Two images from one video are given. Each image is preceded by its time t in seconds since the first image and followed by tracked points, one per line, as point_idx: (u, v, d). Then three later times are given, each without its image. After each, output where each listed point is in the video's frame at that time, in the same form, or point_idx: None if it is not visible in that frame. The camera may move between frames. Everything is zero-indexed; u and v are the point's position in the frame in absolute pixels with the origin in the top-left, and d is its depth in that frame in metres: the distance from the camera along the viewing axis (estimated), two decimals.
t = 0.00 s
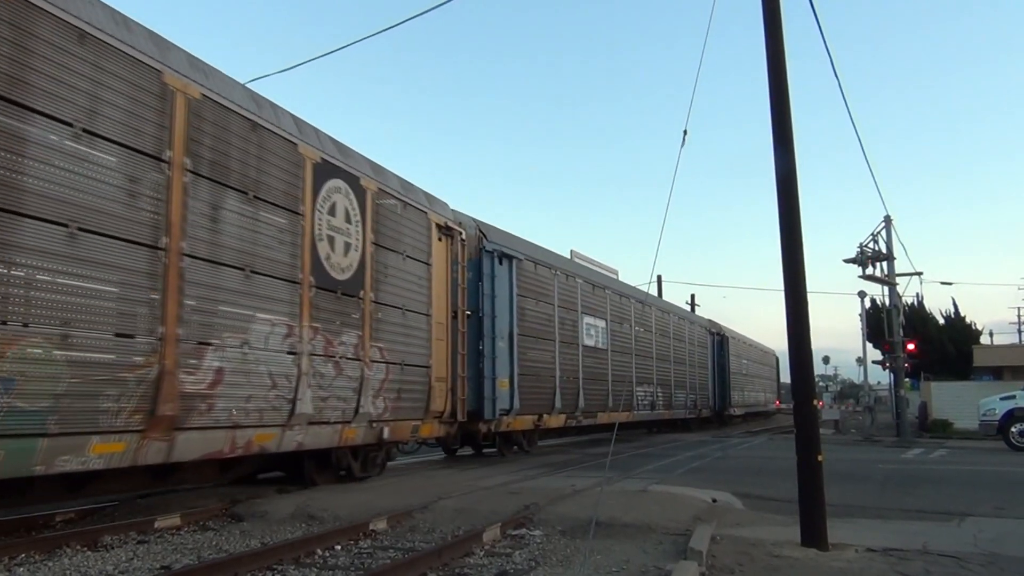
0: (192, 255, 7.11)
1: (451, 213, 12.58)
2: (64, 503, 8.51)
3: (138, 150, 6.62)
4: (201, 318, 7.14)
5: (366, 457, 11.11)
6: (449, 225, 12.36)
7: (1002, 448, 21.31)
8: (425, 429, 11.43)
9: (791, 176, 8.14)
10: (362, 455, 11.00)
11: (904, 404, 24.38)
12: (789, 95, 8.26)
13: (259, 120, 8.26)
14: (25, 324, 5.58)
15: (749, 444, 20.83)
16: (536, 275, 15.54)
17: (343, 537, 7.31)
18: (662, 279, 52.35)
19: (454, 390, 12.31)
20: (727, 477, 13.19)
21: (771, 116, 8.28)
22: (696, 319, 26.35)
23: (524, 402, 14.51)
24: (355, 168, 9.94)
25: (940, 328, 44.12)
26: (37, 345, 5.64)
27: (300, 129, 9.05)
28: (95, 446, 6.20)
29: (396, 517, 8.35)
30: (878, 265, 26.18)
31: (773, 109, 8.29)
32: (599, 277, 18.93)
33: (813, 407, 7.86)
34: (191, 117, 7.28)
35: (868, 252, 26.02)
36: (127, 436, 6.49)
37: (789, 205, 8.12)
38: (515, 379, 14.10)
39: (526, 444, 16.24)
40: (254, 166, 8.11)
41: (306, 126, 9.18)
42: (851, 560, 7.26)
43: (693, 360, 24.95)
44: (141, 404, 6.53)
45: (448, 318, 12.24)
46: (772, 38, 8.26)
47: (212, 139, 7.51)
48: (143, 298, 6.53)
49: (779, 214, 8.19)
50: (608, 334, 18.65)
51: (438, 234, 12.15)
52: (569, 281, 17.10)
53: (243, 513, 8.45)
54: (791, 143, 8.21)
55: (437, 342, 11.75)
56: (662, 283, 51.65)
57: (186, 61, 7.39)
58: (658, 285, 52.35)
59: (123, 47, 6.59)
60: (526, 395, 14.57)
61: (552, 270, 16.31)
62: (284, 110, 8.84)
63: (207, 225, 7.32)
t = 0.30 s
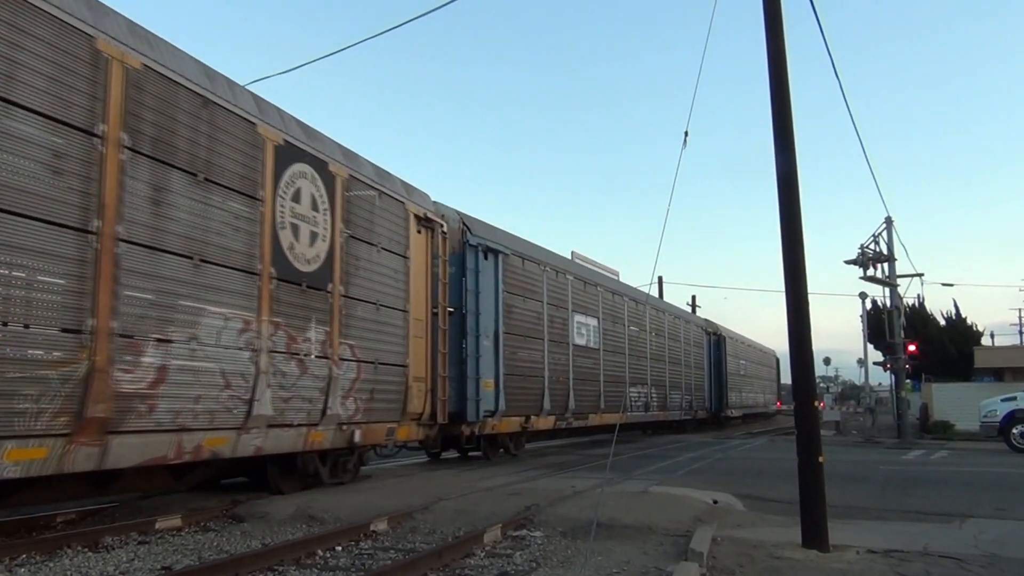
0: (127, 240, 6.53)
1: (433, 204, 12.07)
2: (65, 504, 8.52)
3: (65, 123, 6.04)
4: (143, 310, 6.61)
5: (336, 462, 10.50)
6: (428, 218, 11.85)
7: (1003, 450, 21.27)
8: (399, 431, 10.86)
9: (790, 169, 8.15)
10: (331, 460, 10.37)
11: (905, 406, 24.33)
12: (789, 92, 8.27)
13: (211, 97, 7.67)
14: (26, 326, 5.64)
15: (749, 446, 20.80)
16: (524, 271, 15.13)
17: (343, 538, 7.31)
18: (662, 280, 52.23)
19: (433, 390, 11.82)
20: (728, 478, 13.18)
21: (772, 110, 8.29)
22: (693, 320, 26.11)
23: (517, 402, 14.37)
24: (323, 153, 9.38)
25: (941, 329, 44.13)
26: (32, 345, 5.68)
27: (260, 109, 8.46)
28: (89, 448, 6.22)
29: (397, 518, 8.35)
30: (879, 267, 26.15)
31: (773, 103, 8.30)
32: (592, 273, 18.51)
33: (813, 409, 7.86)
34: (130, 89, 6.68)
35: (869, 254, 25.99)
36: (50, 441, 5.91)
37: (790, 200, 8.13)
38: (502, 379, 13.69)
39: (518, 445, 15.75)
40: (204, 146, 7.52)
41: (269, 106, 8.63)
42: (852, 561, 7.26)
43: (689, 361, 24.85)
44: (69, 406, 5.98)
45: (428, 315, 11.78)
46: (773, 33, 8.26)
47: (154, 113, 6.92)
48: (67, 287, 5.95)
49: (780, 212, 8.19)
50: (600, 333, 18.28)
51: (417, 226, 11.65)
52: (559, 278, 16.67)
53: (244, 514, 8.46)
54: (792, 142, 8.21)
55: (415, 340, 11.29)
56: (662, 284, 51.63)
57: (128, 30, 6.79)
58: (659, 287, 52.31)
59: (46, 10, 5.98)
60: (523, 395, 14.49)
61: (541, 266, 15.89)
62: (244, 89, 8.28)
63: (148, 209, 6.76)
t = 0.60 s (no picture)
0: (51, 222, 5.92)
1: (409, 193, 11.51)
2: (65, 504, 8.54)
3: None
4: (72, 300, 6.04)
5: (300, 467, 9.89)
6: (403, 208, 11.31)
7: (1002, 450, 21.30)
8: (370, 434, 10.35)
9: (792, 186, 8.15)
10: (295, 465, 9.75)
11: (905, 407, 24.36)
12: (789, 100, 8.27)
13: (153, 68, 7.04)
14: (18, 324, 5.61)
15: (746, 447, 20.81)
16: (507, 268, 14.81)
17: (343, 539, 7.31)
18: (662, 281, 52.21)
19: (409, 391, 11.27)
20: (726, 479, 13.18)
21: (772, 117, 8.29)
22: (685, 319, 25.89)
23: (507, 402, 14.30)
24: (285, 135, 8.79)
25: (939, 329, 44.17)
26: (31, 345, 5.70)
27: (213, 84, 7.84)
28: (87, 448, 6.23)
29: (396, 519, 8.35)
30: (878, 268, 26.17)
31: (773, 110, 8.29)
32: (579, 269, 18.17)
33: (813, 409, 7.85)
34: (52, 53, 6.03)
35: (868, 255, 26.00)
36: None
37: (790, 214, 8.13)
38: (484, 379, 13.36)
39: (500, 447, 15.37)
40: (143, 120, 6.88)
41: (223, 82, 8.00)
42: (851, 562, 7.26)
43: (683, 361, 24.77)
44: None
45: (403, 311, 11.25)
46: (773, 41, 8.27)
47: (82, 83, 6.30)
48: None
49: (780, 219, 8.19)
50: (588, 331, 17.98)
51: (390, 216, 11.09)
52: (545, 274, 16.32)
53: (243, 514, 8.47)
54: (791, 145, 8.22)
55: (389, 337, 10.76)
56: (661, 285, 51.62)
57: None
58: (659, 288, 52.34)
59: None
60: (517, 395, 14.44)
61: (526, 262, 15.55)
62: (194, 62, 7.65)
63: (77, 189, 6.15)
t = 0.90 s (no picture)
0: None
1: (384, 180, 10.71)
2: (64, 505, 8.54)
3: None
4: None
5: (258, 473, 9.00)
6: (376, 195, 10.49)
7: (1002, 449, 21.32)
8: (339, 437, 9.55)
9: (792, 197, 8.14)
10: (252, 472, 8.86)
11: (904, 406, 24.34)
12: (788, 100, 8.26)
13: (83, 31, 6.28)
14: None
15: (745, 446, 20.79)
16: (493, 261, 14.17)
17: (342, 539, 7.31)
18: (661, 281, 52.18)
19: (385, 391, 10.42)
20: (724, 479, 13.17)
21: (771, 117, 8.29)
22: (679, 318, 25.50)
23: (505, 403, 14.16)
24: (240, 111, 7.98)
25: (938, 329, 44.20)
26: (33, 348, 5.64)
27: (156, 53, 7.05)
28: (60, 451, 5.94)
29: (395, 519, 8.35)
30: (877, 267, 26.18)
31: (772, 111, 8.29)
32: (568, 263, 17.57)
33: (812, 408, 7.86)
34: None
35: (867, 254, 26.02)
36: None
37: (790, 225, 8.12)
38: (465, 378, 12.70)
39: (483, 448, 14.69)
40: (71, 89, 6.14)
41: (168, 51, 7.22)
42: (851, 561, 7.27)
43: (677, 358, 24.51)
44: None
45: (377, 305, 10.41)
46: (772, 42, 8.26)
47: None
48: None
49: (779, 219, 8.19)
50: (578, 328, 17.40)
51: (361, 202, 10.22)
52: (533, 268, 15.67)
53: (242, 515, 8.46)
54: (791, 146, 8.21)
55: (361, 333, 9.91)
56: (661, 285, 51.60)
57: None
58: (657, 287, 52.31)
59: None
60: (513, 395, 14.36)
61: (513, 255, 14.91)
62: (134, 28, 6.88)
63: None
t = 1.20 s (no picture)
0: None
1: (354, 165, 9.88)
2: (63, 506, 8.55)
3: None
4: None
5: (211, 478, 8.21)
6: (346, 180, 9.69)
7: (1000, 447, 21.36)
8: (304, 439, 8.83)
9: (790, 198, 8.14)
10: (204, 476, 8.12)
11: (902, 404, 24.33)
12: (785, 97, 8.27)
13: None
14: None
15: (743, 445, 20.80)
16: (473, 253, 13.65)
17: (341, 538, 7.32)
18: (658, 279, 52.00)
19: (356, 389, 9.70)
20: (723, 477, 13.18)
21: (767, 114, 8.30)
22: (670, 314, 25.08)
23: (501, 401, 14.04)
24: (187, 85, 7.24)
25: (936, 327, 44.25)
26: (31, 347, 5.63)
27: (85, 16, 6.31)
28: None
29: (394, 518, 8.35)
30: (876, 265, 26.20)
31: (768, 107, 8.31)
32: (555, 257, 17.03)
33: (810, 407, 7.88)
34: None
35: (866, 252, 26.06)
36: None
37: (788, 226, 8.12)
38: (444, 374, 12.27)
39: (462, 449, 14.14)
40: None
41: (101, 14, 6.50)
42: (848, 559, 7.28)
43: (669, 356, 24.15)
44: None
45: (348, 298, 9.64)
46: (768, 38, 8.27)
47: None
48: None
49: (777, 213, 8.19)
50: (565, 323, 16.93)
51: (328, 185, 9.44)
52: (516, 261, 15.14)
53: (241, 514, 8.46)
54: (789, 141, 8.22)
55: (328, 327, 9.14)
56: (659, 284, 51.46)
57: None
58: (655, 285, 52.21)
59: None
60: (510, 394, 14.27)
61: (494, 248, 14.38)
62: None
63: None
